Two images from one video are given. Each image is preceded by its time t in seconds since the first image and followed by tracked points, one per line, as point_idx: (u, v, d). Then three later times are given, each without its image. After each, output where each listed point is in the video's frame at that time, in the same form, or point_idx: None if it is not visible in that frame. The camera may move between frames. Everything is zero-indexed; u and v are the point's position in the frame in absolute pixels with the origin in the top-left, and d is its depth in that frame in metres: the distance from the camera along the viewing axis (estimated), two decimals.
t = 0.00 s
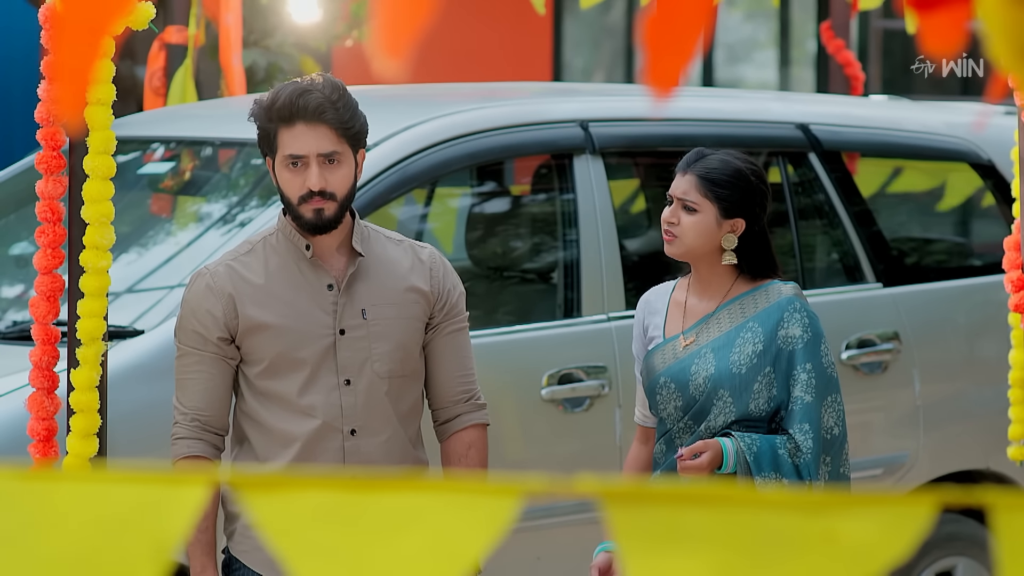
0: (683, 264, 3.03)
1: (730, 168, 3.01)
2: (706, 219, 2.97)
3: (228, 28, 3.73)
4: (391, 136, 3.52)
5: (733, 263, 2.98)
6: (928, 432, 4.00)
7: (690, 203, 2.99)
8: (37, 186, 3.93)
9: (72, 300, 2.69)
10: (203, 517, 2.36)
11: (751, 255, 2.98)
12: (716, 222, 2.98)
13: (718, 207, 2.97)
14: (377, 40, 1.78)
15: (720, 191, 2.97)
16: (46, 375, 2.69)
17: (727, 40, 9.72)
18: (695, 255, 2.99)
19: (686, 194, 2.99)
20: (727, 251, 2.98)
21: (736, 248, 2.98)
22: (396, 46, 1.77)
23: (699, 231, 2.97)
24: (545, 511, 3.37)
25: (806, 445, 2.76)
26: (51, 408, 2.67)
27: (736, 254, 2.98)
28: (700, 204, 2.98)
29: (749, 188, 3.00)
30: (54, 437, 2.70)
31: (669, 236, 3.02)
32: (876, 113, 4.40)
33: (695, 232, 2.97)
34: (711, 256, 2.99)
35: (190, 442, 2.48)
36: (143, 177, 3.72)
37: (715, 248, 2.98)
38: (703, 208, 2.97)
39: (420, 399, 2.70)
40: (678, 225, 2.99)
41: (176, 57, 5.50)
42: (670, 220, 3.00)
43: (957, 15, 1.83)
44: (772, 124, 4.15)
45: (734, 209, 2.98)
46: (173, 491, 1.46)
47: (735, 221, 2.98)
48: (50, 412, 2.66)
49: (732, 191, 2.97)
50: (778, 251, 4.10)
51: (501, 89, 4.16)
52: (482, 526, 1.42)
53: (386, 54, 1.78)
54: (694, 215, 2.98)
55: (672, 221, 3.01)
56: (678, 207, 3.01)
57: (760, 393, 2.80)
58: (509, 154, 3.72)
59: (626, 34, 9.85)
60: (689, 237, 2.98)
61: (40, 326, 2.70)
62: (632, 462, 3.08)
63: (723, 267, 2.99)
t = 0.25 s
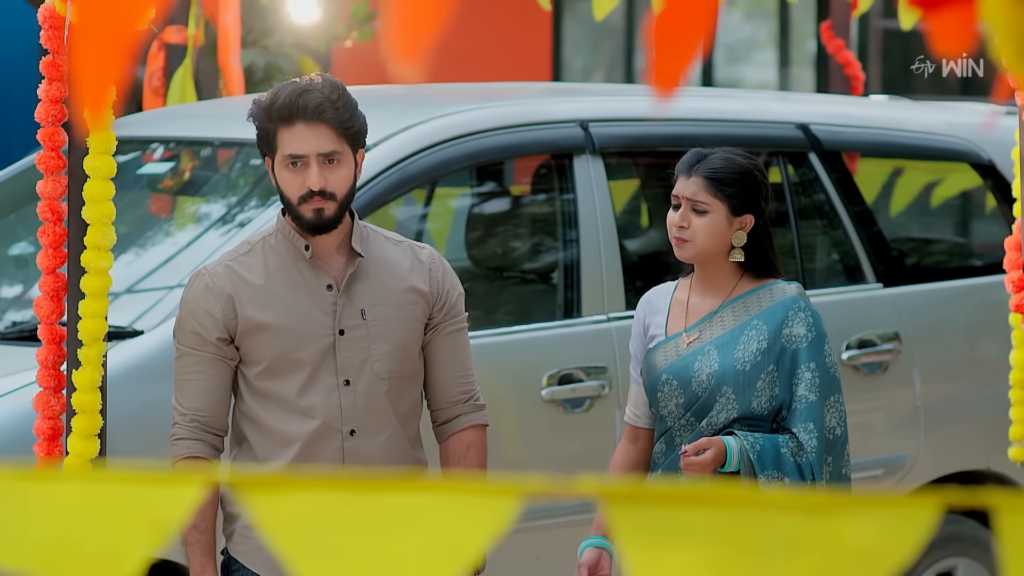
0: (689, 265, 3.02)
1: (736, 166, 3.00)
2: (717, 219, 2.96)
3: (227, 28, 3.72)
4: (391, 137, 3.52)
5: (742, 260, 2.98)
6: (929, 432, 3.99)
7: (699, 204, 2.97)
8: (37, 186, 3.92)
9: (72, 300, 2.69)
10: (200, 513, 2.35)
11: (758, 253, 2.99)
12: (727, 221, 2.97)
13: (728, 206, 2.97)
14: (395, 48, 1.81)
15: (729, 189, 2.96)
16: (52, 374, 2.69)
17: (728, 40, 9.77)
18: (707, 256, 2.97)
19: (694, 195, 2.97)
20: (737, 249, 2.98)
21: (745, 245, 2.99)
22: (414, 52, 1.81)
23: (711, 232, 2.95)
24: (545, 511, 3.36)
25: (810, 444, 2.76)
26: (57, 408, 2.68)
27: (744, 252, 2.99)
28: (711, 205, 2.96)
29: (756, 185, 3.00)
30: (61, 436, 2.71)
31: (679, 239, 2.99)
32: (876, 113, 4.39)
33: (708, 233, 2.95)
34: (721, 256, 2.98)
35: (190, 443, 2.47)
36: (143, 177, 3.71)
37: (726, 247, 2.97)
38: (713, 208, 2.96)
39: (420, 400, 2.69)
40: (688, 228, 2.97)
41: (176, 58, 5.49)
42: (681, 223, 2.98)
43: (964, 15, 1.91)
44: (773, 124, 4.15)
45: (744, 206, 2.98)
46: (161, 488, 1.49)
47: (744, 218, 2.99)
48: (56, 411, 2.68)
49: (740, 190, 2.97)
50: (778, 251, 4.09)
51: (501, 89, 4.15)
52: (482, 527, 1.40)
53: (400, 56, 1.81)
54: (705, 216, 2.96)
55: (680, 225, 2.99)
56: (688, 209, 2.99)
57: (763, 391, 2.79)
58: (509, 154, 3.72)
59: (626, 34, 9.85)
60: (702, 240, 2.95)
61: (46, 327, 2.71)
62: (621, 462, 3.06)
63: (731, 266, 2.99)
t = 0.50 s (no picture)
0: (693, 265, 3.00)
1: (738, 164, 2.99)
2: (725, 218, 2.95)
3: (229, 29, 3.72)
4: (392, 138, 3.51)
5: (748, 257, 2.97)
6: (930, 433, 3.99)
7: (707, 204, 2.96)
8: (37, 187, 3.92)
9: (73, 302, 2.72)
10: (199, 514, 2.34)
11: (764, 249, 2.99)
12: (733, 220, 2.96)
13: (734, 204, 2.96)
14: (419, 59, 1.77)
15: (733, 187, 2.96)
16: (46, 376, 2.67)
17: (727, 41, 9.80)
18: (714, 255, 2.96)
19: (701, 196, 2.96)
20: (742, 246, 2.97)
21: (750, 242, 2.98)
22: (439, 61, 1.77)
23: (718, 232, 2.94)
24: (546, 513, 3.35)
25: (812, 443, 2.75)
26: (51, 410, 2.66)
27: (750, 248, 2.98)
28: (718, 204, 2.96)
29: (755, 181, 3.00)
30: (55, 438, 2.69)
31: (683, 240, 2.97)
32: (877, 113, 4.39)
33: (715, 233, 2.94)
34: (728, 254, 2.97)
35: (190, 444, 2.47)
36: (142, 178, 3.70)
37: (733, 245, 2.97)
38: (721, 208, 2.95)
39: (420, 401, 2.69)
40: (696, 229, 2.95)
41: (176, 58, 5.49)
42: (687, 225, 2.96)
43: (967, 14, 1.91)
44: (774, 124, 4.14)
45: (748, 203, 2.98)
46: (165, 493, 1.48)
47: (750, 215, 2.99)
48: (50, 414, 2.65)
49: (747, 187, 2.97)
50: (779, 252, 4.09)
51: (502, 89, 4.15)
52: (484, 528, 1.42)
53: (429, 68, 1.77)
54: (713, 216, 2.95)
55: (688, 227, 2.96)
56: (694, 210, 2.97)
57: (766, 391, 2.79)
58: (510, 154, 3.71)
59: (626, 34, 9.84)
60: (708, 239, 2.94)
61: (40, 328, 2.69)
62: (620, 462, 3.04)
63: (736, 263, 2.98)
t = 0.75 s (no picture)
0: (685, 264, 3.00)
1: (725, 161, 3.01)
2: (710, 213, 2.96)
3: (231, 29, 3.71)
4: (392, 137, 3.51)
5: (734, 256, 2.96)
6: (931, 433, 3.98)
7: (691, 199, 2.97)
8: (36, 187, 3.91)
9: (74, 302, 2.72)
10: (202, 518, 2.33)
11: (754, 246, 2.97)
12: (719, 216, 2.96)
13: (719, 200, 2.96)
14: (443, 61, 1.98)
15: (720, 183, 2.97)
16: (45, 377, 2.67)
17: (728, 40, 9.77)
18: (701, 252, 2.96)
19: (686, 191, 2.98)
20: (730, 244, 2.96)
21: (738, 242, 2.96)
22: (461, 63, 1.97)
23: (704, 227, 2.95)
24: (547, 513, 3.35)
25: (819, 445, 2.75)
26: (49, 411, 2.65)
27: (737, 248, 2.96)
28: (703, 199, 2.96)
29: (747, 178, 3.00)
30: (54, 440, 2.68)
31: (671, 236, 2.99)
32: (877, 113, 4.38)
33: (700, 228, 2.94)
34: (716, 251, 2.96)
35: (190, 445, 2.46)
36: (142, 178, 3.70)
37: (719, 242, 2.96)
38: (705, 203, 2.96)
39: (420, 402, 2.68)
40: (681, 225, 2.97)
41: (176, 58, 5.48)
42: (672, 220, 2.98)
43: (971, 14, 1.95)
44: (775, 124, 4.13)
45: (735, 199, 2.97)
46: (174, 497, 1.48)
47: (738, 212, 2.98)
48: (49, 415, 2.65)
49: (733, 182, 2.97)
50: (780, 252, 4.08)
51: (502, 89, 4.14)
52: (485, 528, 1.43)
53: (454, 69, 1.97)
54: (697, 211, 2.96)
55: (673, 222, 2.98)
56: (679, 207, 2.99)
57: (769, 393, 2.78)
58: (510, 154, 3.71)
59: (626, 34, 9.83)
60: (693, 235, 2.95)
61: (40, 328, 2.68)
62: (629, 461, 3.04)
63: (727, 262, 2.97)
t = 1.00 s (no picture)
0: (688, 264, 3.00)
1: (725, 159, 3.01)
2: (708, 211, 2.95)
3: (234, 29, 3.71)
4: (392, 137, 3.50)
5: (739, 255, 2.96)
6: (932, 433, 3.98)
7: (690, 198, 2.97)
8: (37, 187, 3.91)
9: (76, 302, 2.71)
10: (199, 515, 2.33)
11: (754, 246, 2.97)
12: (719, 215, 2.96)
13: (717, 198, 2.96)
14: (444, 60, 1.90)
15: (718, 181, 2.96)
16: (51, 376, 2.66)
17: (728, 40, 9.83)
18: (700, 252, 2.96)
19: (684, 189, 2.98)
20: (733, 243, 2.96)
21: (741, 238, 2.96)
22: (464, 62, 1.89)
23: (701, 225, 2.95)
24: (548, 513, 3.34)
25: (817, 445, 2.74)
26: (55, 411, 2.65)
27: (742, 244, 2.96)
28: (701, 198, 2.96)
29: (747, 176, 2.99)
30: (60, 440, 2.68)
31: (672, 236, 2.99)
32: (879, 113, 4.38)
33: (697, 227, 2.94)
34: (716, 250, 2.96)
35: (190, 446, 2.46)
36: (143, 177, 3.69)
37: (720, 241, 2.96)
38: (704, 201, 2.96)
39: (420, 401, 2.68)
40: (680, 224, 2.97)
41: (176, 57, 5.47)
42: (671, 219, 2.98)
43: (976, 14, 1.91)
44: (776, 124, 4.12)
45: (734, 197, 2.97)
46: (181, 503, 1.48)
47: (737, 211, 2.97)
48: (56, 414, 2.64)
49: (732, 181, 2.97)
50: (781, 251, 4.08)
51: (503, 88, 4.14)
52: (489, 531, 1.41)
53: (454, 68, 1.89)
54: (695, 210, 2.96)
55: (672, 221, 2.98)
56: (677, 205, 2.99)
57: (768, 393, 2.78)
58: (511, 154, 3.70)
59: (627, 33, 9.82)
60: (693, 233, 2.95)
61: (43, 328, 2.66)
62: (636, 468, 3.05)
63: (729, 261, 2.97)
